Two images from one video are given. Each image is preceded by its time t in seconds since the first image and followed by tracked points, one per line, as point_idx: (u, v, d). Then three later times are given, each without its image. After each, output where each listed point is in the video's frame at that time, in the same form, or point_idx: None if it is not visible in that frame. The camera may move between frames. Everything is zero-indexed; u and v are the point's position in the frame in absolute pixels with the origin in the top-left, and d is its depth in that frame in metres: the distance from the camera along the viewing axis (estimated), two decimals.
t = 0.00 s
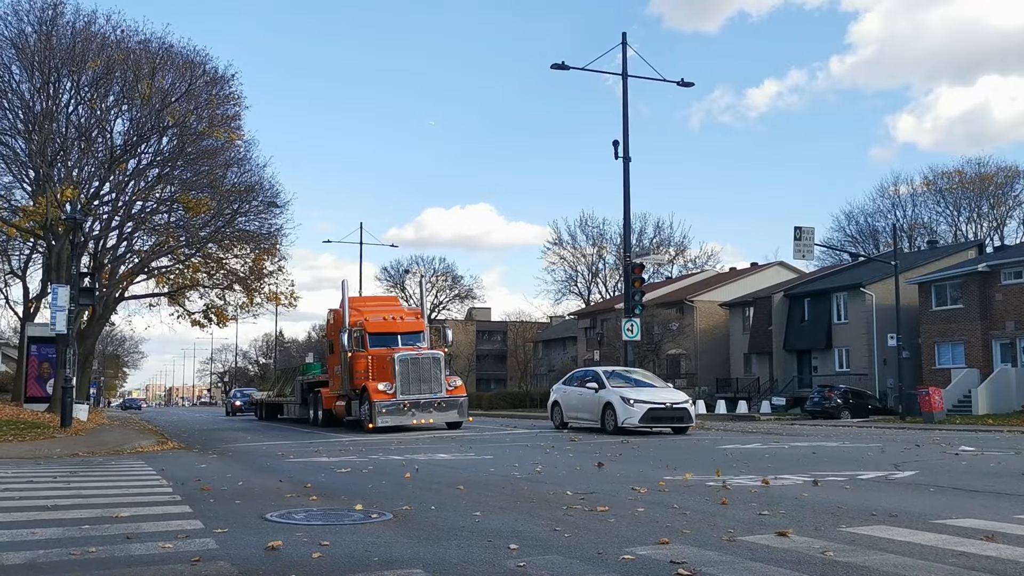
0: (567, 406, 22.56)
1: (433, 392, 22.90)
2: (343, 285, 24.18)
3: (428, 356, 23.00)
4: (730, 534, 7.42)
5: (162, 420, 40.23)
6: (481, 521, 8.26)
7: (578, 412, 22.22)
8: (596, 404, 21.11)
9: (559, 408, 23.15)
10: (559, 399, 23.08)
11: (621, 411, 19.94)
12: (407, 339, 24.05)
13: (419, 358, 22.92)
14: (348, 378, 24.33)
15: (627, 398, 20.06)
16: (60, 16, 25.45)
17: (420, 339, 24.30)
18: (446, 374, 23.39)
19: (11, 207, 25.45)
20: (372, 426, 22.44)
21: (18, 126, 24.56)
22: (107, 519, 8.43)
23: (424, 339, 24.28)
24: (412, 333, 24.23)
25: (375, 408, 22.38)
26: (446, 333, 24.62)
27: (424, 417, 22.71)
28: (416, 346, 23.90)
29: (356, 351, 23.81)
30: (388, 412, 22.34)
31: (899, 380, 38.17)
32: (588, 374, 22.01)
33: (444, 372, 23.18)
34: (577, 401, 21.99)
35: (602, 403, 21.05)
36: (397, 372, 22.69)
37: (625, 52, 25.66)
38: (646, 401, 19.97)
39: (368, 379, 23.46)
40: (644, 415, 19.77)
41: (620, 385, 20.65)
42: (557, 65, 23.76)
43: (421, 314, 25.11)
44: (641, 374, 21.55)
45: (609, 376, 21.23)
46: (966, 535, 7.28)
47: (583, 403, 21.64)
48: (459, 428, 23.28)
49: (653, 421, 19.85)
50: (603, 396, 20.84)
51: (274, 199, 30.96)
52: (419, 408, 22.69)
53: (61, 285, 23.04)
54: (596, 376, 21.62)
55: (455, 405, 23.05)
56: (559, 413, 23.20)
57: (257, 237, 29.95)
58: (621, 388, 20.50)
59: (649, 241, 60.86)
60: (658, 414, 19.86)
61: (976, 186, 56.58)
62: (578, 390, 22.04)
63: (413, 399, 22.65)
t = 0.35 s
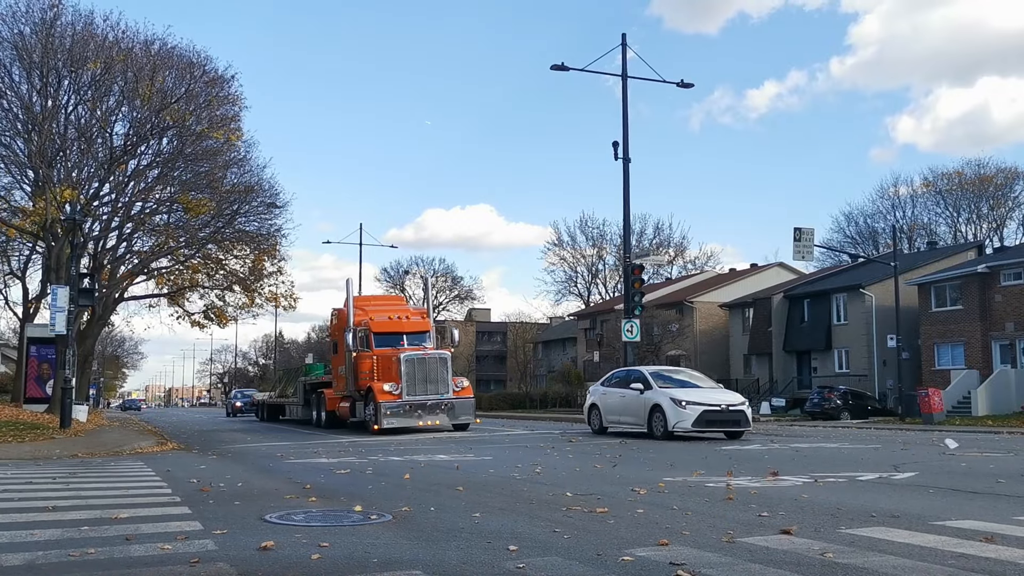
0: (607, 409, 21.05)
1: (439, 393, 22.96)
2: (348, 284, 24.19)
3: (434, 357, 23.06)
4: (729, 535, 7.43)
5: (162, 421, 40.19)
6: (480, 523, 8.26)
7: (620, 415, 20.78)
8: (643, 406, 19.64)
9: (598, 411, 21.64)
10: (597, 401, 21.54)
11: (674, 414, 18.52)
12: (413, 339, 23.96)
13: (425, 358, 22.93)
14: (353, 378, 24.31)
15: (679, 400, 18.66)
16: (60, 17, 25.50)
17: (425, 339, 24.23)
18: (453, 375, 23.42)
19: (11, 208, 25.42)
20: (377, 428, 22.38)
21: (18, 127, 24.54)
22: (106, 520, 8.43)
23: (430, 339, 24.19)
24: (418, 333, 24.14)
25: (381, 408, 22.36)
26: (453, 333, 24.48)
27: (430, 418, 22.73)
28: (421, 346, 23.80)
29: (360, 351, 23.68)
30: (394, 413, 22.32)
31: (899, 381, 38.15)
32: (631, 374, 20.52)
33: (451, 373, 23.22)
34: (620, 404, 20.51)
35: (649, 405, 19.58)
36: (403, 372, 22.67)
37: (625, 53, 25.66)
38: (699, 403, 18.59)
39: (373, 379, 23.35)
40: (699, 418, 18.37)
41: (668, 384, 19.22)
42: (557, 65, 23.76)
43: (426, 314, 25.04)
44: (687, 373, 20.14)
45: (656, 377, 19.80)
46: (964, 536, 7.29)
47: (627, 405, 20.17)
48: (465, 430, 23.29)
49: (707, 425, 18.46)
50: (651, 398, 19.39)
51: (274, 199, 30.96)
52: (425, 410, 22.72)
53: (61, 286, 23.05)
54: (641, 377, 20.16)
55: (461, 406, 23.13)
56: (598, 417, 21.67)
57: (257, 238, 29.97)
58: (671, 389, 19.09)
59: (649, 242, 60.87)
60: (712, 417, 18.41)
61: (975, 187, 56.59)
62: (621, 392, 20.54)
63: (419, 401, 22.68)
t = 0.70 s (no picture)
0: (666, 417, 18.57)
1: (448, 398, 22.78)
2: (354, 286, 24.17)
3: (442, 361, 22.92)
4: (729, 540, 7.42)
5: (161, 426, 40.11)
6: (480, 528, 8.24)
7: (681, 423, 18.37)
8: (713, 413, 17.27)
9: (654, 419, 19.16)
10: (653, 407, 19.13)
11: (753, 422, 16.13)
12: (420, 343, 24.03)
13: (433, 363, 22.85)
14: (358, 383, 24.23)
15: (759, 406, 16.31)
16: (62, 21, 25.59)
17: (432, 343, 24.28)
18: (462, 381, 23.25)
19: (11, 213, 25.39)
20: (384, 434, 22.28)
21: (18, 131, 24.55)
22: (104, 525, 8.43)
23: (437, 344, 24.20)
24: (425, 337, 24.22)
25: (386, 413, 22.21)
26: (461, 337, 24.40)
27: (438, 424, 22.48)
28: (428, 349, 23.85)
29: (367, 355, 23.82)
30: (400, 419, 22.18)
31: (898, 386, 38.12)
32: (696, 377, 18.12)
33: (459, 379, 23.08)
34: (682, 410, 18.05)
35: (720, 411, 17.23)
36: (411, 377, 22.60)
37: (625, 58, 25.70)
38: (781, 409, 16.27)
39: (380, 384, 23.46)
40: (782, 426, 16.01)
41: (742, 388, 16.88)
42: (557, 70, 23.82)
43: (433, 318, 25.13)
44: (759, 376, 17.75)
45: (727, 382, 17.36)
46: (963, 541, 7.29)
47: (691, 412, 17.76)
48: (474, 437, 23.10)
49: (791, 434, 16.10)
50: (724, 404, 16.99)
51: (274, 204, 31.01)
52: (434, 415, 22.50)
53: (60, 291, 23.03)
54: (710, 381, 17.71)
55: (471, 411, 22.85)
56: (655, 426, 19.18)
57: (257, 242, 30.03)
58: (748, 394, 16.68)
59: (649, 246, 60.91)
60: (798, 425, 16.09)
61: (975, 192, 56.63)
62: (683, 396, 18.12)
63: (426, 406, 22.50)
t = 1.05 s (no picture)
0: (741, 421, 16.48)
1: (454, 400, 22.76)
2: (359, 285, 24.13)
3: (449, 363, 22.93)
4: (728, 543, 7.42)
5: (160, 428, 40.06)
6: (480, 531, 8.25)
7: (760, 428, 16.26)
8: (804, 416, 15.15)
9: (725, 422, 17.08)
10: (724, 410, 17.04)
11: (858, 427, 14.05)
12: (425, 344, 24.00)
13: (439, 364, 22.80)
14: (362, 384, 24.21)
15: (863, 408, 14.23)
16: (64, 25, 25.70)
17: (437, 344, 24.26)
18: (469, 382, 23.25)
19: (10, 215, 25.35)
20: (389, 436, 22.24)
21: (18, 133, 24.55)
22: (104, 527, 8.42)
23: (442, 344, 24.23)
24: (430, 337, 24.20)
25: (393, 415, 22.12)
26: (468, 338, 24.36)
27: (445, 427, 22.39)
28: (433, 350, 23.84)
29: (372, 355, 23.83)
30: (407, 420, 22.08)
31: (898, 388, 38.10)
32: (779, 375, 16.05)
33: (467, 380, 23.10)
34: (765, 413, 15.95)
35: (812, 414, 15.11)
36: (417, 379, 22.52)
37: (624, 60, 25.75)
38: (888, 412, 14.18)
39: (385, 385, 23.42)
40: (893, 431, 13.86)
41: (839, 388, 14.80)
42: (556, 73, 23.84)
43: (439, 318, 25.12)
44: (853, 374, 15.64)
45: (819, 381, 15.25)
46: (962, 543, 7.29)
47: (776, 415, 15.66)
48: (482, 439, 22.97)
49: (903, 441, 13.96)
50: (817, 406, 14.90)
51: (274, 206, 31.07)
52: (441, 417, 22.39)
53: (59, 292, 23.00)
54: (799, 380, 15.60)
55: (478, 413, 22.80)
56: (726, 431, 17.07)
57: (257, 244, 30.07)
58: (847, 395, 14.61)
59: (649, 248, 60.93)
60: (911, 430, 13.92)
61: (974, 195, 56.69)
62: (765, 398, 16.03)
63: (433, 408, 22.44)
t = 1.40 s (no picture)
0: (862, 421, 14.01)
1: (464, 401, 22.68)
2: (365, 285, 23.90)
3: (458, 363, 22.85)
4: (730, 543, 7.42)
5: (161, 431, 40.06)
6: (482, 532, 8.26)
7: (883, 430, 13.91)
8: (951, 416, 12.76)
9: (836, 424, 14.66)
10: (835, 409, 14.61)
11: None
12: (432, 343, 23.86)
13: (448, 365, 22.72)
14: (369, 387, 24.11)
15: None
16: (61, 28, 25.70)
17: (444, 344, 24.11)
18: (478, 383, 23.16)
19: (9, 219, 25.33)
20: (398, 439, 22.16)
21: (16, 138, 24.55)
22: (104, 531, 8.41)
23: (450, 345, 24.06)
24: (438, 336, 24.04)
25: (401, 417, 22.07)
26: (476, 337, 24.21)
27: (454, 429, 22.37)
28: (441, 349, 23.68)
29: (379, 355, 23.63)
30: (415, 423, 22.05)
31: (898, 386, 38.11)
32: (907, 368, 13.65)
33: (476, 381, 23.00)
34: (893, 414, 13.57)
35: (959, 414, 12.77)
36: (426, 380, 22.45)
37: (623, 60, 25.71)
38: None
39: (392, 386, 23.38)
40: None
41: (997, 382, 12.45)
42: (555, 73, 23.82)
43: (446, 316, 24.94)
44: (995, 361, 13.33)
45: (965, 374, 12.92)
46: (963, 542, 7.29)
47: (911, 417, 13.28)
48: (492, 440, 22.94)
49: None
50: (976, 400, 12.47)
51: (274, 208, 31.09)
52: (450, 420, 22.39)
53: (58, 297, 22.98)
54: (938, 369, 13.20)
55: (488, 415, 22.74)
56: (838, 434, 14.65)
57: (256, 247, 30.09)
58: (1011, 388, 12.27)
59: (648, 248, 60.93)
60: None
61: (973, 192, 56.69)
62: (892, 396, 13.63)
63: (442, 410, 22.37)
